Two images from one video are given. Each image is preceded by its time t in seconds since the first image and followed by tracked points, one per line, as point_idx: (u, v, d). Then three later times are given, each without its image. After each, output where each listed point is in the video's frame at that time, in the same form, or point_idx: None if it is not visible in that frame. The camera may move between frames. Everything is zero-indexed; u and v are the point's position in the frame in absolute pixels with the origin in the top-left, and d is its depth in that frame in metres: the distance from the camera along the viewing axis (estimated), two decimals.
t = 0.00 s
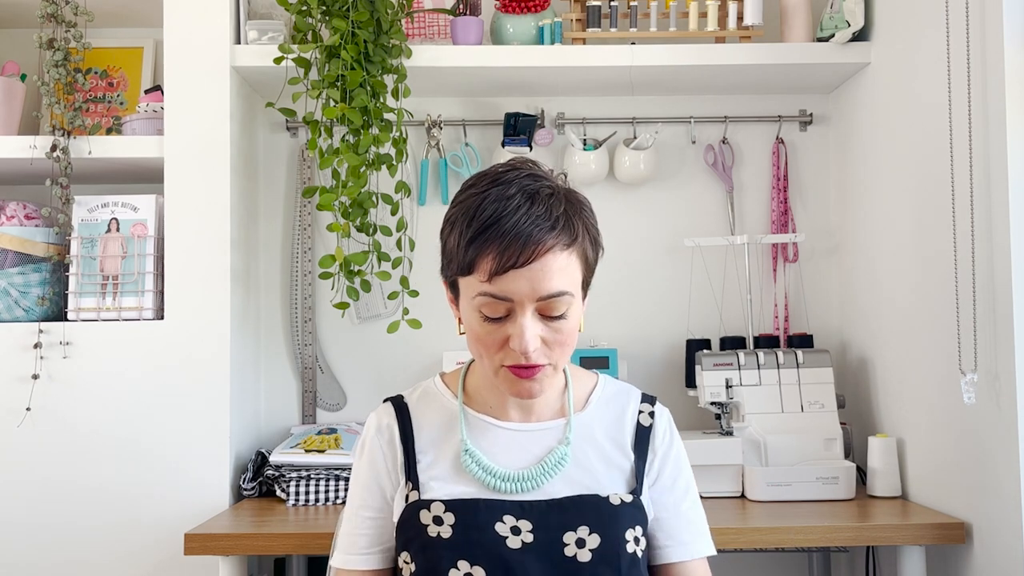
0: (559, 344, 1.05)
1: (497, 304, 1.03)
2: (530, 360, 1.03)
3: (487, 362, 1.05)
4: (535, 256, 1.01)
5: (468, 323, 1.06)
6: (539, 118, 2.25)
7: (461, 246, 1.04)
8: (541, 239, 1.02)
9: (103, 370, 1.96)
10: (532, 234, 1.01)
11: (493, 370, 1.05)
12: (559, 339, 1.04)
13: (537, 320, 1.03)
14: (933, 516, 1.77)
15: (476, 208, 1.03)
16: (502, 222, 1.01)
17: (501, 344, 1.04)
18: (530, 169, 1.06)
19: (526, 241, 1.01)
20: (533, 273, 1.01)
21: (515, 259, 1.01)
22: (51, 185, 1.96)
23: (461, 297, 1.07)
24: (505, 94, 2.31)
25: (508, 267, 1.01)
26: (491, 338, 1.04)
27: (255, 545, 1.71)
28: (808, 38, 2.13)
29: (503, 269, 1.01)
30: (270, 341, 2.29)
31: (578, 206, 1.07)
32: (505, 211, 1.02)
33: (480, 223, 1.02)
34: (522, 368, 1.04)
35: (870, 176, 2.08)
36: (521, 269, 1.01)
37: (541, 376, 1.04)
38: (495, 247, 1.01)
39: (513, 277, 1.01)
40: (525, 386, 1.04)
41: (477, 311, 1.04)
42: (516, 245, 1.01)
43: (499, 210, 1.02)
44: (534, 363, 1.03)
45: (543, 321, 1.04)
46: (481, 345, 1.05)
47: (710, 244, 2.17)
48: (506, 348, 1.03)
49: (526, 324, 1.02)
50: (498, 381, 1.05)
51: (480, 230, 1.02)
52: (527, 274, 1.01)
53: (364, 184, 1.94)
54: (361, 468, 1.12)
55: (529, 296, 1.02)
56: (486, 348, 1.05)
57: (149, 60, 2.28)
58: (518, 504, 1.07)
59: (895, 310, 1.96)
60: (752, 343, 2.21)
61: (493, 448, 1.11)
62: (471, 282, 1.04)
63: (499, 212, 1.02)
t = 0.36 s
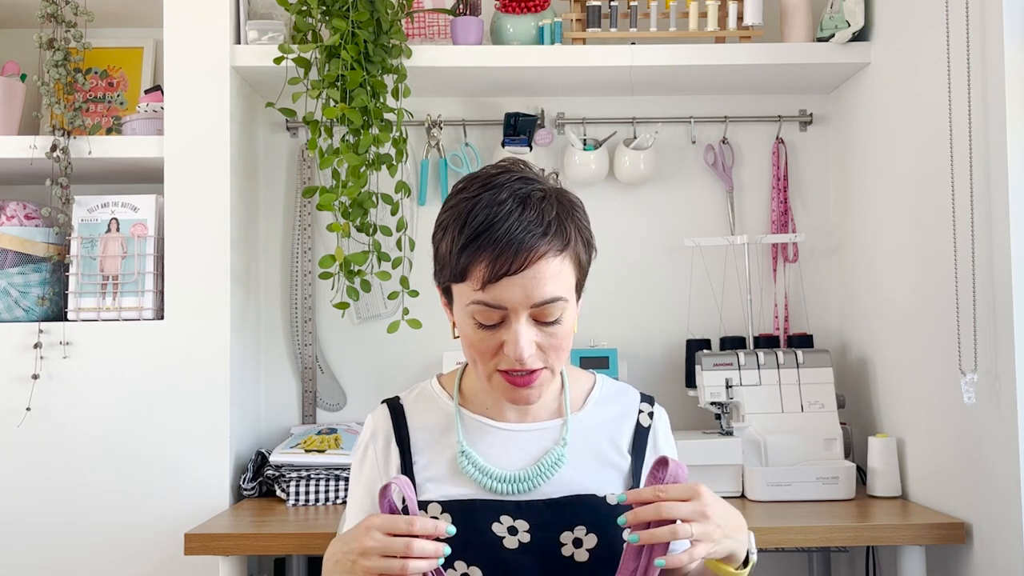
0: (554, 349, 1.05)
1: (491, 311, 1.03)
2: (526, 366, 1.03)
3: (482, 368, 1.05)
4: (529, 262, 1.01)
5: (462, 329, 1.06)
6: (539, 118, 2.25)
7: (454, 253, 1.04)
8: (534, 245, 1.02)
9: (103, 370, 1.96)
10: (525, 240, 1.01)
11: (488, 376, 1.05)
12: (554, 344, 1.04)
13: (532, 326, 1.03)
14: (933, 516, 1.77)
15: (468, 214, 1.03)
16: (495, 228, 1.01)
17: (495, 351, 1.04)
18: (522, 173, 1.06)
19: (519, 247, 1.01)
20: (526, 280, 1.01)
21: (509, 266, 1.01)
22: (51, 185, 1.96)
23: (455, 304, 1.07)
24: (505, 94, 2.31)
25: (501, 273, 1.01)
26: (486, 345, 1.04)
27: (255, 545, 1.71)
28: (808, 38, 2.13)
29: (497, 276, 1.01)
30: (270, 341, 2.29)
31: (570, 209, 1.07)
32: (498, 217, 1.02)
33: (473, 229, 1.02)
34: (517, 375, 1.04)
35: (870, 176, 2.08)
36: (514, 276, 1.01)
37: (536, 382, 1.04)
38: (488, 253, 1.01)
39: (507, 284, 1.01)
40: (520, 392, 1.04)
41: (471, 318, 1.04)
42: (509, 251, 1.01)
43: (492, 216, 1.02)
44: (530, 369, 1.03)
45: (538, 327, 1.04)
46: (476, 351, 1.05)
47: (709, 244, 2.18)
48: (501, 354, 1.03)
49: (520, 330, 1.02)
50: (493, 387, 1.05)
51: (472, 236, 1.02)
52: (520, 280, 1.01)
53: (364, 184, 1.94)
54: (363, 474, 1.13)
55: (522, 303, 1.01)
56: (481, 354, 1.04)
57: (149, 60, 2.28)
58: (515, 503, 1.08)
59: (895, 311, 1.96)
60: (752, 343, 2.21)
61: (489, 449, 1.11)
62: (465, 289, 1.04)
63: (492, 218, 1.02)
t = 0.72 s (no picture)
0: (559, 355, 1.05)
1: (497, 320, 1.03)
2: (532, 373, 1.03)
3: (488, 375, 1.06)
4: (533, 271, 1.01)
5: (467, 337, 1.06)
6: (539, 118, 2.25)
7: (458, 262, 1.03)
8: (538, 254, 1.02)
9: (104, 370, 1.96)
10: (530, 249, 1.01)
11: (493, 383, 1.06)
12: (558, 350, 1.05)
13: (537, 332, 1.03)
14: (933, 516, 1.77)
15: (471, 224, 1.03)
16: (499, 237, 1.01)
17: (501, 358, 1.04)
18: (522, 178, 1.06)
19: (523, 256, 1.01)
20: (532, 289, 1.01)
21: (514, 275, 1.01)
22: (51, 185, 1.96)
23: (458, 311, 1.07)
24: (505, 94, 2.31)
25: (507, 283, 1.01)
26: (491, 353, 1.04)
27: (254, 545, 1.71)
28: (808, 38, 2.13)
29: (502, 285, 1.01)
30: (270, 341, 2.29)
31: (570, 213, 1.07)
32: (502, 226, 1.02)
33: (477, 239, 1.02)
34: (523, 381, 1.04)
35: (870, 175, 2.08)
36: (520, 285, 1.01)
37: (542, 387, 1.05)
38: (493, 263, 1.01)
39: (513, 293, 1.01)
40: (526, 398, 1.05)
41: (476, 326, 1.04)
42: (515, 261, 1.01)
43: (495, 225, 1.02)
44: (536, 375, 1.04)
45: (543, 333, 1.04)
46: (482, 359, 1.05)
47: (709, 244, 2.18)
48: (507, 362, 1.04)
49: (526, 338, 1.02)
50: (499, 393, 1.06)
51: (476, 246, 1.02)
52: (526, 289, 1.01)
53: (364, 184, 1.94)
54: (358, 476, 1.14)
55: (528, 312, 1.02)
56: (487, 362, 1.05)
57: (149, 60, 2.28)
58: (515, 501, 1.08)
59: (895, 311, 1.96)
60: (752, 344, 2.21)
61: (489, 448, 1.11)
62: (469, 297, 1.04)
63: (495, 227, 1.02)
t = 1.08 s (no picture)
0: (558, 350, 1.05)
1: (496, 318, 1.03)
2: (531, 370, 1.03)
3: (489, 372, 1.06)
4: (532, 268, 1.01)
5: (467, 335, 1.06)
6: (539, 118, 2.25)
7: (457, 261, 1.03)
8: (537, 251, 1.01)
9: (103, 370, 1.96)
10: (528, 247, 1.01)
11: (494, 380, 1.06)
12: (557, 345, 1.05)
13: (536, 329, 1.04)
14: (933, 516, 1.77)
15: (469, 223, 1.03)
16: (497, 236, 1.01)
17: (501, 355, 1.04)
18: (519, 178, 1.06)
19: (522, 254, 1.01)
20: (531, 286, 1.01)
21: (513, 273, 1.01)
22: (51, 185, 1.96)
23: (458, 310, 1.07)
24: (505, 94, 2.31)
25: (506, 281, 1.01)
26: (491, 350, 1.04)
27: (254, 545, 1.71)
28: (808, 38, 2.13)
29: (502, 283, 1.01)
30: (270, 341, 2.29)
31: (567, 210, 1.07)
32: (500, 224, 1.01)
33: (475, 238, 1.02)
34: (522, 377, 1.04)
35: (870, 176, 2.08)
36: (519, 282, 1.01)
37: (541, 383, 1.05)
38: (492, 261, 1.01)
39: (512, 290, 1.01)
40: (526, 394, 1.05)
41: (476, 324, 1.04)
42: (513, 259, 1.01)
43: (493, 224, 1.02)
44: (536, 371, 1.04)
45: (542, 329, 1.04)
46: (482, 356, 1.05)
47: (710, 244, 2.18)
48: (507, 358, 1.04)
49: (526, 335, 1.02)
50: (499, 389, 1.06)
51: (475, 244, 1.02)
52: (525, 286, 1.01)
53: (364, 184, 1.94)
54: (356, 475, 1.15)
55: (527, 308, 1.02)
56: (487, 359, 1.05)
57: (149, 60, 2.28)
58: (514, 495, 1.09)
59: (895, 311, 1.96)
60: (752, 343, 2.22)
61: (489, 445, 1.12)
62: (468, 296, 1.04)
63: (494, 226, 1.01)
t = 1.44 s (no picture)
0: (553, 295, 1.04)
1: (491, 255, 1.05)
2: (526, 306, 1.02)
3: (484, 317, 1.04)
4: (526, 206, 1.05)
5: (464, 286, 1.07)
6: (539, 118, 2.25)
7: (456, 215, 1.09)
8: (529, 192, 1.06)
9: (103, 370, 1.96)
10: (521, 189, 1.06)
11: (488, 326, 1.04)
12: (552, 289, 1.04)
13: (531, 270, 1.05)
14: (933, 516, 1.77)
15: (467, 185, 1.10)
16: (492, 183, 1.07)
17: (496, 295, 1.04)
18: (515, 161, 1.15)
19: (515, 195, 1.06)
20: (524, 220, 1.05)
21: (507, 208, 1.05)
22: (51, 185, 1.96)
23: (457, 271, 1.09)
24: (505, 94, 2.31)
25: (500, 214, 1.05)
26: (486, 290, 1.04)
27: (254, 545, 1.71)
28: (808, 37, 2.13)
29: (496, 217, 1.05)
30: (270, 340, 2.29)
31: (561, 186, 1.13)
32: (495, 176, 1.08)
33: (473, 189, 1.08)
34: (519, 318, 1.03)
35: (870, 176, 2.08)
36: (513, 216, 1.05)
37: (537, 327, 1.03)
38: (487, 202, 1.06)
39: (506, 224, 1.05)
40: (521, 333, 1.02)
41: (473, 269, 1.06)
42: (507, 197, 1.06)
43: (489, 176, 1.09)
44: (531, 308, 1.02)
45: (537, 272, 1.05)
46: (477, 299, 1.04)
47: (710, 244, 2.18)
48: (502, 295, 1.03)
49: (519, 271, 1.04)
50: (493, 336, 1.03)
51: (472, 194, 1.08)
52: (519, 220, 1.05)
53: (364, 184, 1.94)
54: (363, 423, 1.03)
55: (521, 242, 1.04)
56: (483, 301, 1.04)
57: (149, 60, 2.28)
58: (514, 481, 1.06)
59: (895, 310, 1.96)
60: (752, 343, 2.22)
61: (488, 431, 1.10)
62: (466, 244, 1.07)
63: (489, 177, 1.08)
